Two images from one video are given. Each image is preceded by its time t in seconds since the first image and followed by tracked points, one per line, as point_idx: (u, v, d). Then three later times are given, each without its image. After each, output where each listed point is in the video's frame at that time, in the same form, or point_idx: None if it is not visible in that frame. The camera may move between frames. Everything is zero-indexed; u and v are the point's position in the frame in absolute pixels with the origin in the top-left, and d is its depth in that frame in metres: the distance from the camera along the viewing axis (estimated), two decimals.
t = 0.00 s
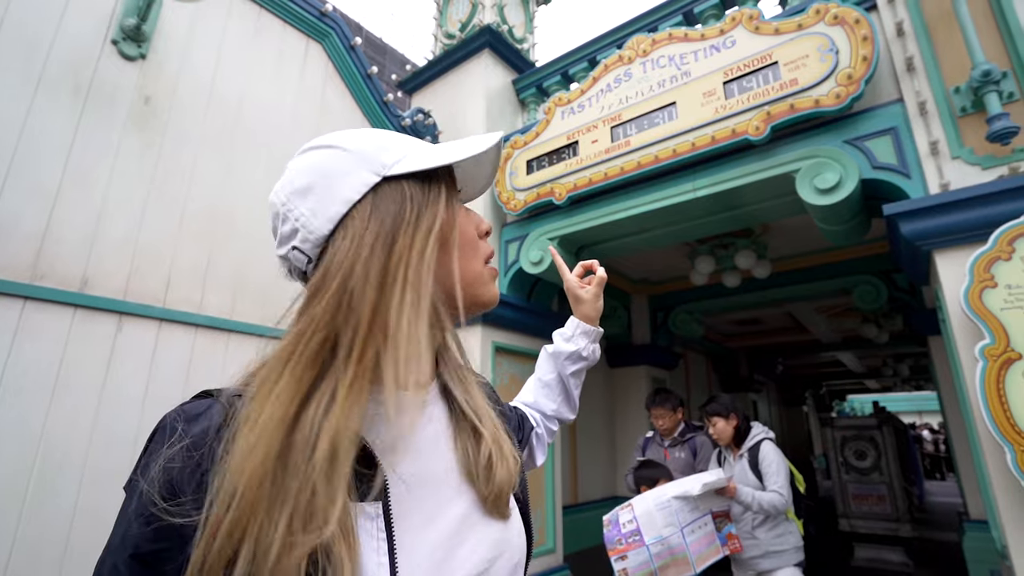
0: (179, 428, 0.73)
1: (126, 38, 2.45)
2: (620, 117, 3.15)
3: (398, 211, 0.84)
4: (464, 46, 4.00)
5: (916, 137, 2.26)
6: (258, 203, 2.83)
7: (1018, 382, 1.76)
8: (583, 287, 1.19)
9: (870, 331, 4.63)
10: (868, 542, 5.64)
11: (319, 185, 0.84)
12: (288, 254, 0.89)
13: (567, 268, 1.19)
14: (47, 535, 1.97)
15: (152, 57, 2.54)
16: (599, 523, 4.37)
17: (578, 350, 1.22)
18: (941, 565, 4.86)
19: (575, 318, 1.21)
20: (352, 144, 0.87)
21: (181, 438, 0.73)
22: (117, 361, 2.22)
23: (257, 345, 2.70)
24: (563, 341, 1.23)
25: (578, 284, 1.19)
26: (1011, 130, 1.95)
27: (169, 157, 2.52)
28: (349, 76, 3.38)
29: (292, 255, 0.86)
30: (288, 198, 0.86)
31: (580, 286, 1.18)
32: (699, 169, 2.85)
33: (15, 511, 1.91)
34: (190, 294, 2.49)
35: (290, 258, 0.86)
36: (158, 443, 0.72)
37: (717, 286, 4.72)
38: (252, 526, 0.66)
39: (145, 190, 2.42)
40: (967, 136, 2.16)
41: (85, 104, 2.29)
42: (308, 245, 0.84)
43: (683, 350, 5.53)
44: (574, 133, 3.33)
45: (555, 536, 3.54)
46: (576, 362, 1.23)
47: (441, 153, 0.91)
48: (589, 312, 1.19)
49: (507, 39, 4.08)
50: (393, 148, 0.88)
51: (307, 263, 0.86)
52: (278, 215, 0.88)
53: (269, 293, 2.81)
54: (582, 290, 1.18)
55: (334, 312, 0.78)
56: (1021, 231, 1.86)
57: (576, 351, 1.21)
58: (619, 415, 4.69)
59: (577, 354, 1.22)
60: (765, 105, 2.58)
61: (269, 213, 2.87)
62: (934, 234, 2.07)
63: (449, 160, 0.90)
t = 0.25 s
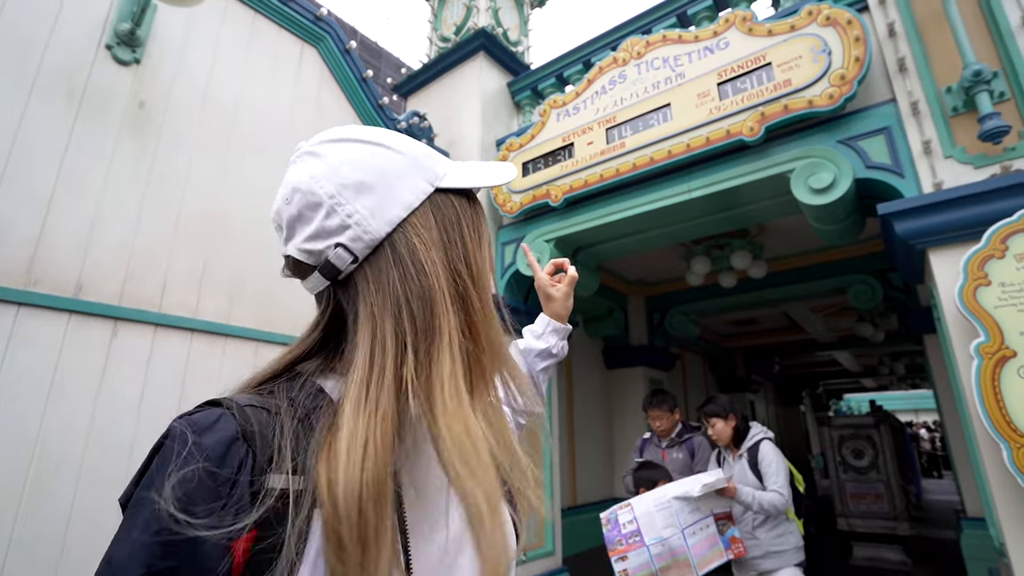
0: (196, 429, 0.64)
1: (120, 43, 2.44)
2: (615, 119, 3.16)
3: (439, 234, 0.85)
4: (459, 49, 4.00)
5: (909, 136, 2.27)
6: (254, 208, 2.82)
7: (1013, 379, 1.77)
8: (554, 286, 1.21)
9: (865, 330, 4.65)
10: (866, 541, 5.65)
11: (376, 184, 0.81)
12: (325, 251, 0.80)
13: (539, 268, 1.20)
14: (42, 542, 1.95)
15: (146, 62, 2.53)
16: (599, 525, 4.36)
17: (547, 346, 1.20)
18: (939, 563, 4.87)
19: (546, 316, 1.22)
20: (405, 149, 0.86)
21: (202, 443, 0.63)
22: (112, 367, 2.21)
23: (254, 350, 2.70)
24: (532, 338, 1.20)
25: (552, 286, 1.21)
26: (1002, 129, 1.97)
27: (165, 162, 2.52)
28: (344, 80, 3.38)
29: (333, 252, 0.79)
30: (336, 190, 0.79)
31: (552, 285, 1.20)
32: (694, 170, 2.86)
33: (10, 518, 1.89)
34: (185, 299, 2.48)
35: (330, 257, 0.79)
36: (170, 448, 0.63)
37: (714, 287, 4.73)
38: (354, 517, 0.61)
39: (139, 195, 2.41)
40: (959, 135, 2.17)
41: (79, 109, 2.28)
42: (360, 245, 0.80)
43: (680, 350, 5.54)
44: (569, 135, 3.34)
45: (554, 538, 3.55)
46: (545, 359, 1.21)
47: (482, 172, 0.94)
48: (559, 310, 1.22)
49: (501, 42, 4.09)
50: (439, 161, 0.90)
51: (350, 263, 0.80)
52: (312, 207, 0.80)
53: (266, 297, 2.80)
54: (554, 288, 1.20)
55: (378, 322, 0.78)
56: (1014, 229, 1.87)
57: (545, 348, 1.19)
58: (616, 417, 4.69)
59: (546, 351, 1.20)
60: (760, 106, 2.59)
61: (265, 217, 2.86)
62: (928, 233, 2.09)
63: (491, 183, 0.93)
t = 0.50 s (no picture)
0: (201, 439, 0.63)
1: (116, 47, 2.44)
2: (612, 125, 3.17)
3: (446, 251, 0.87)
4: (456, 55, 4.02)
5: (903, 144, 2.29)
6: (250, 212, 2.81)
7: (1007, 386, 1.78)
8: (533, 294, 1.18)
9: (861, 336, 4.66)
10: (863, 546, 5.65)
11: (395, 196, 0.81)
12: (338, 258, 0.81)
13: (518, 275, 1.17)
14: (32, 550, 1.93)
15: (143, 66, 2.53)
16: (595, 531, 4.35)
17: (527, 353, 1.21)
18: (935, 569, 4.87)
19: (524, 324, 1.20)
20: (424, 164, 0.87)
21: (207, 453, 0.62)
22: (106, 372, 2.19)
23: (249, 355, 2.68)
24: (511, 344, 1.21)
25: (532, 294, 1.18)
26: (995, 137, 1.99)
27: (160, 166, 2.51)
28: (341, 84, 3.38)
29: (348, 259, 0.80)
30: (354, 199, 0.79)
31: (530, 294, 1.17)
32: (690, 176, 2.87)
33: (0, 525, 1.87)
34: (180, 304, 2.47)
35: (343, 265, 0.80)
36: (173, 458, 0.61)
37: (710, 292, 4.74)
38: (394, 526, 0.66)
39: (135, 199, 2.40)
40: (952, 143, 2.19)
41: (75, 112, 2.28)
42: (375, 254, 0.81)
43: (677, 356, 5.54)
44: (566, 141, 3.35)
45: (551, 544, 3.53)
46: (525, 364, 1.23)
47: (493, 190, 0.96)
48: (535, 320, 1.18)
49: (498, 48, 4.10)
50: (454, 178, 0.92)
51: (363, 272, 0.81)
52: (329, 213, 0.80)
53: (261, 302, 2.78)
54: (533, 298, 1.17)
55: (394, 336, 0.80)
56: (1007, 236, 1.88)
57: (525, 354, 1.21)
58: (612, 422, 4.68)
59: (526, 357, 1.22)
60: (755, 113, 2.61)
61: (261, 222, 2.85)
62: (923, 239, 2.10)
63: (500, 203, 0.95)
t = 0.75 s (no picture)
0: (203, 440, 0.62)
1: (112, 54, 2.44)
2: (608, 128, 3.17)
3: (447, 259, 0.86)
4: (452, 59, 4.02)
5: (898, 144, 2.30)
6: (246, 218, 2.81)
7: (1005, 385, 1.78)
8: (526, 302, 1.17)
9: (859, 336, 4.67)
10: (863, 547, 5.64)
11: (401, 202, 0.81)
12: (342, 262, 0.81)
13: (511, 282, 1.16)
14: (28, 559, 1.91)
15: (138, 73, 2.52)
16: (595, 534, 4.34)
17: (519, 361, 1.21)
18: (935, 569, 4.86)
19: (515, 332, 1.19)
20: (430, 171, 0.87)
21: (209, 454, 0.61)
22: (103, 380, 2.18)
23: (246, 361, 2.67)
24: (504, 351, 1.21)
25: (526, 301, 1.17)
26: (990, 137, 1.99)
27: (156, 172, 2.50)
28: (337, 89, 3.39)
29: (351, 264, 0.80)
30: (359, 205, 0.79)
31: (524, 302, 1.16)
32: (686, 179, 2.87)
33: None
34: (176, 310, 2.46)
35: (347, 269, 0.80)
36: (175, 459, 0.60)
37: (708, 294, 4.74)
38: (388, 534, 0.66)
39: (131, 206, 2.39)
40: (947, 143, 2.20)
41: (70, 120, 2.27)
42: (379, 260, 0.80)
43: (675, 358, 5.54)
44: (562, 144, 3.35)
45: (550, 548, 3.52)
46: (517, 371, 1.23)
47: (498, 200, 0.96)
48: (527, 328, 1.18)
49: (494, 52, 4.11)
50: (459, 186, 0.92)
51: (366, 277, 0.81)
52: (334, 216, 0.80)
53: (259, 308, 2.78)
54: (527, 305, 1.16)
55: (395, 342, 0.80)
56: (1003, 236, 1.89)
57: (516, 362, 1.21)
58: (611, 425, 4.68)
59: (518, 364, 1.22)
60: (751, 115, 2.61)
61: (257, 228, 2.85)
62: (919, 239, 2.10)
63: (505, 212, 0.94)
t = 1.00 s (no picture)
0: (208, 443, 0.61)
1: (113, 60, 2.44)
2: (607, 129, 3.17)
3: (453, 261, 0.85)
4: (451, 62, 4.02)
5: (900, 143, 2.29)
6: (247, 222, 2.81)
7: (1009, 384, 1.77)
8: (529, 302, 1.16)
9: (861, 336, 4.65)
10: (868, 548, 5.62)
11: (406, 204, 0.80)
12: (346, 264, 0.79)
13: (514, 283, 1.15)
14: (32, 566, 1.90)
15: (139, 78, 2.52)
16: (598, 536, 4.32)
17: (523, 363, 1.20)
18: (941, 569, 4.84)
19: (519, 333, 1.20)
20: (435, 172, 0.86)
21: (214, 457, 0.60)
22: (106, 385, 2.17)
23: (248, 364, 2.67)
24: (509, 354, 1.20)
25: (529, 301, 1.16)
26: (992, 135, 1.98)
27: (158, 177, 2.50)
28: (336, 93, 3.39)
29: (356, 266, 0.79)
30: (364, 206, 0.78)
31: (526, 302, 1.15)
32: (687, 179, 2.86)
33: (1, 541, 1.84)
34: (178, 315, 2.45)
35: (351, 271, 0.79)
36: (178, 463, 0.59)
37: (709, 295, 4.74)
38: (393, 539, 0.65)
39: (133, 211, 2.39)
40: (949, 142, 2.18)
41: (72, 125, 2.27)
42: (383, 261, 0.79)
43: (676, 359, 5.53)
44: (562, 145, 3.35)
45: (553, 551, 3.50)
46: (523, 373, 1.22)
47: (504, 202, 0.95)
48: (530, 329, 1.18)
49: (493, 54, 4.11)
50: (465, 187, 0.91)
51: (371, 279, 0.80)
52: (339, 218, 0.79)
53: (260, 311, 2.77)
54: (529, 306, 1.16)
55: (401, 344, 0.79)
56: (1006, 235, 1.88)
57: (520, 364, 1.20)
58: (613, 427, 4.66)
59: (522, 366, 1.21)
60: (751, 115, 2.60)
61: (258, 231, 2.85)
62: (922, 238, 2.09)
63: (511, 213, 0.94)
